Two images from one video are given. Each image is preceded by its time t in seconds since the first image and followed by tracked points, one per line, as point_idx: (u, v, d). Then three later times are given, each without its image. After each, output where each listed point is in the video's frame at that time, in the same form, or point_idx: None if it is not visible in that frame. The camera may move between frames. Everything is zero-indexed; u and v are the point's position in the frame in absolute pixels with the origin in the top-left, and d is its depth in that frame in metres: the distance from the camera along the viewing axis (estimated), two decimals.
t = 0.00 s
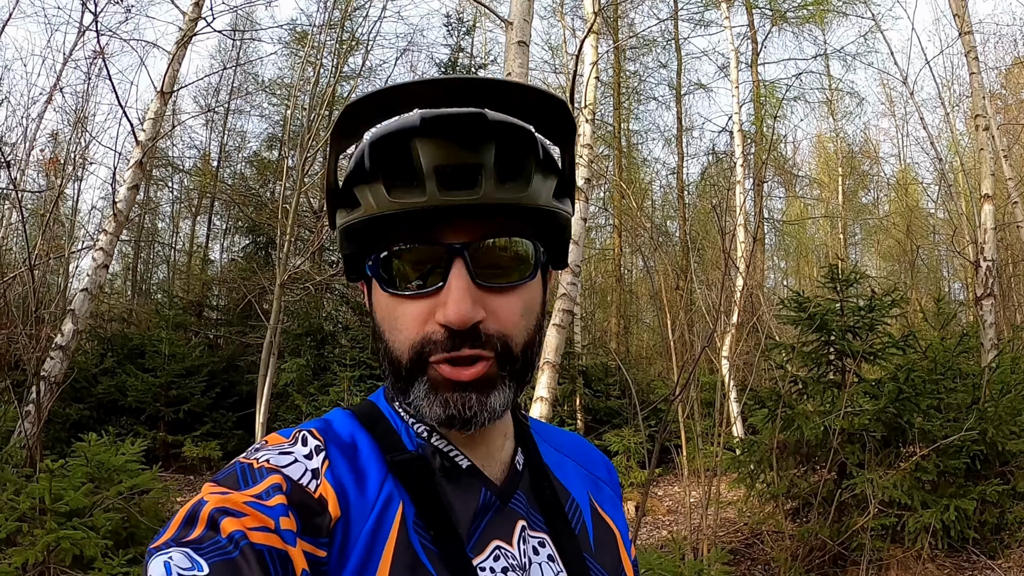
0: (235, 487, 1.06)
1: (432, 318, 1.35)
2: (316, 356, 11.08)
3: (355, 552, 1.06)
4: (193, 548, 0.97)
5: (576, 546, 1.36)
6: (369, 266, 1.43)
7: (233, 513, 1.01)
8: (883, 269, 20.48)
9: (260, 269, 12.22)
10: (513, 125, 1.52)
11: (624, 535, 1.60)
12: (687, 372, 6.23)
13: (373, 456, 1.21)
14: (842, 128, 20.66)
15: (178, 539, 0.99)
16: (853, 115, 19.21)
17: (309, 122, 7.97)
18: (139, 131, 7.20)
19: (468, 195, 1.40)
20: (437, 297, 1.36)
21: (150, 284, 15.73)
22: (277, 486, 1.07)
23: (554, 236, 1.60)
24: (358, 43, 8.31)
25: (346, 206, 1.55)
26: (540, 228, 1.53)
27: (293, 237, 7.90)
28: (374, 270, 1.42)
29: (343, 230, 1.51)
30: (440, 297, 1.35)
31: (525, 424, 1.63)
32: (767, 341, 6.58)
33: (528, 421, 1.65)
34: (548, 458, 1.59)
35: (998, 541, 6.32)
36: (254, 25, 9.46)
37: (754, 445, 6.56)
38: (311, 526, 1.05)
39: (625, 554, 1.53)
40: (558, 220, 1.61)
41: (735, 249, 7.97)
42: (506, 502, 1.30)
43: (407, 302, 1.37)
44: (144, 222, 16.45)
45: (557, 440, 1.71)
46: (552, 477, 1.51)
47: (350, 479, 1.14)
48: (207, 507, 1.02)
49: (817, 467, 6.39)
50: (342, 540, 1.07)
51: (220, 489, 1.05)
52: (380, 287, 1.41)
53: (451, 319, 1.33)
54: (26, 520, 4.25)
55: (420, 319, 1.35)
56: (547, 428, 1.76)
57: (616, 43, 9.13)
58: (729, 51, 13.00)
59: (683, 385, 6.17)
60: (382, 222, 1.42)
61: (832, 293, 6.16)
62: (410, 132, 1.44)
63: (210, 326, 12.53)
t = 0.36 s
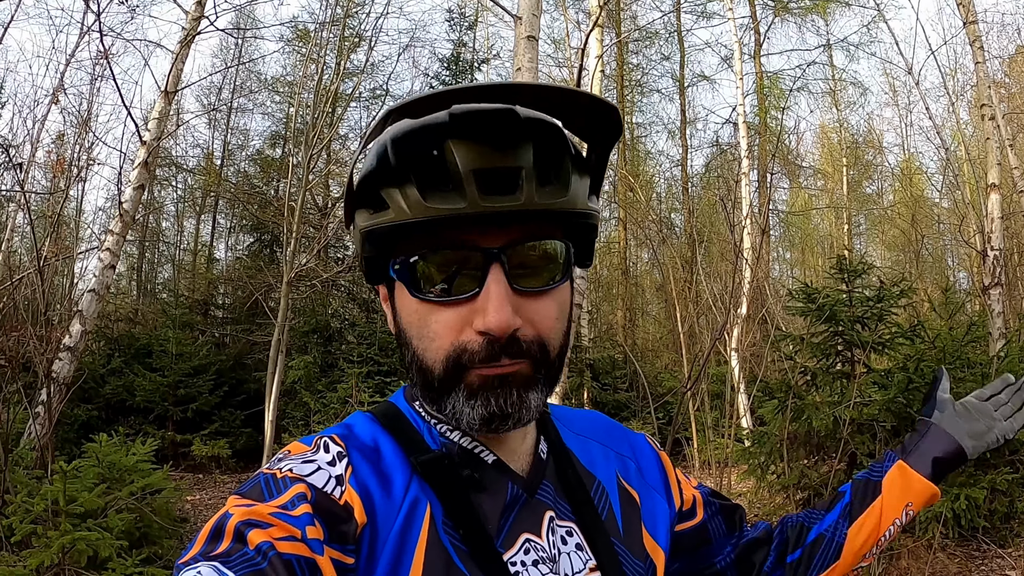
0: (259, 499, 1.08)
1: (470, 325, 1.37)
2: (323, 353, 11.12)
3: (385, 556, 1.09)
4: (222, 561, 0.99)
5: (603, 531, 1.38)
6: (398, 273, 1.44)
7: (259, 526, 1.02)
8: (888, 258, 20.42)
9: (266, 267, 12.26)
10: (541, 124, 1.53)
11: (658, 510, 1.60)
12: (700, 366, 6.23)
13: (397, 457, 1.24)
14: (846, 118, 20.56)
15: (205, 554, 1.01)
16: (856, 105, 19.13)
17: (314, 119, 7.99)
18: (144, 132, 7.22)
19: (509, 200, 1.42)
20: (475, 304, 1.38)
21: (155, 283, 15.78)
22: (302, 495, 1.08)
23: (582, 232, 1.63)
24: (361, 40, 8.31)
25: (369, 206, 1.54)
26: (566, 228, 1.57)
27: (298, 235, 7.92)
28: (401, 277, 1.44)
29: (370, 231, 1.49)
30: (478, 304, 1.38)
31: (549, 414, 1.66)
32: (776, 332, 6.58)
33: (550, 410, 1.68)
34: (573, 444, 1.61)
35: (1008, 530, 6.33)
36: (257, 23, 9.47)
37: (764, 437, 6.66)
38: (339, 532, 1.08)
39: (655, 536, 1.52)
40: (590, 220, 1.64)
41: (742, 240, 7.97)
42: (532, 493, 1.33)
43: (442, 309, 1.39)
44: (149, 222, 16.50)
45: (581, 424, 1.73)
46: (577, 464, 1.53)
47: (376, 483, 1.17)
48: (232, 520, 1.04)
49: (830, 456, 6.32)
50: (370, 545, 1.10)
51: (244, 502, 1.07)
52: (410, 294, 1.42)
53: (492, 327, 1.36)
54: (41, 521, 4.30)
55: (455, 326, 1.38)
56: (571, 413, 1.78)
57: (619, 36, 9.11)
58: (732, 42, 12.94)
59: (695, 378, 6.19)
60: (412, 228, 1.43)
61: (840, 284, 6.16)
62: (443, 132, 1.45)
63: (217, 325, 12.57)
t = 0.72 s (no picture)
0: (256, 476, 1.06)
1: (641, 317, 1.41)
2: (330, 347, 11.16)
3: (384, 542, 1.08)
4: (217, 539, 0.99)
5: (598, 523, 1.40)
6: (596, 267, 1.35)
7: (255, 506, 1.01)
8: (894, 248, 20.32)
9: (271, 262, 12.30)
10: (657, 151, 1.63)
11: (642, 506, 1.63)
12: (700, 353, 6.25)
13: (401, 440, 1.20)
14: (851, 106, 20.42)
15: (200, 533, 1.01)
16: (861, 94, 19.01)
17: (317, 113, 8.01)
18: (147, 129, 7.24)
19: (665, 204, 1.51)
20: (646, 299, 1.41)
21: (162, 280, 15.87)
22: (300, 475, 1.06)
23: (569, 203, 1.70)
24: (363, 34, 8.32)
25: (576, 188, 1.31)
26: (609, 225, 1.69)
27: (303, 230, 7.94)
28: (599, 273, 1.35)
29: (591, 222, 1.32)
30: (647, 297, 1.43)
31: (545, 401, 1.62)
32: (779, 321, 6.57)
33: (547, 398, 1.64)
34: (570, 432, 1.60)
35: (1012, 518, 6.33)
36: (259, 18, 9.49)
37: (768, 425, 6.59)
38: (336, 515, 1.05)
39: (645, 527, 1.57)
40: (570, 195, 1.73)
41: (745, 230, 7.95)
42: (532, 482, 1.34)
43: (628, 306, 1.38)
44: (155, 219, 16.56)
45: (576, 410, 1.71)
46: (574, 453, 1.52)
47: (378, 466, 1.14)
48: (227, 501, 1.02)
49: (831, 446, 6.40)
50: (369, 530, 1.09)
51: (241, 481, 1.05)
52: (605, 289, 1.35)
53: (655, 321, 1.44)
54: (48, 515, 4.30)
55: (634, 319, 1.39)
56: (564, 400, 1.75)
57: (621, 26, 9.08)
58: (735, 32, 12.88)
59: (697, 365, 6.20)
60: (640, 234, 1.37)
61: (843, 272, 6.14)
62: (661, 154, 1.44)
63: (223, 320, 12.64)
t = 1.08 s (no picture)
0: (228, 493, 1.05)
1: (610, 318, 1.49)
2: (334, 342, 11.20)
3: (359, 561, 1.07)
4: (188, 556, 0.98)
5: (569, 541, 1.40)
6: (578, 271, 1.41)
7: (227, 523, 1.00)
8: (900, 237, 20.17)
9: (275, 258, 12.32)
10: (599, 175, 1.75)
11: (611, 522, 1.63)
12: (702, 347, 6.23)
13: (375, 457, 1.19)
14: (856, 95, 20.26)
15: (171, 550, 1.00)
16: (866, 83, 18.86)
17: (316, 109, 7.99)
18: (148, 127, 7.23)
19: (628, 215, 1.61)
20: (614, 302, 1.51)
21: (167, 277, 15.94)
22: (274, 492, 1.05)
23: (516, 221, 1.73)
24: (362, 29, 8.28)
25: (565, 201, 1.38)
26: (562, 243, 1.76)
27: (305, 226, 7.94)
28: (581, 276, 1.41)
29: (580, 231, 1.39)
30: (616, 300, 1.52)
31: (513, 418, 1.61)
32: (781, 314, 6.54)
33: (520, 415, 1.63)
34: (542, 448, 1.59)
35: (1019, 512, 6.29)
36: (259, 14, 9.48)
37: (770, 420, 6.55)
38: (308, 533, 1.04)
39: (612, 542, 1.58)
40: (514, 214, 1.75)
41: (748, 222, 7.90)
42: (504, 499, 1.33)
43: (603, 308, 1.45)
44: (159, 216, 16.62)
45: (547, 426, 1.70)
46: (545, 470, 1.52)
47: (354, 484, 1.13)
48: (197, 517, 1.01)
49: (835, 441, 6.34)
50: (343, 549, 1.07)
51: (212, 497, 1.04)
52: (585, 293, 1.42)
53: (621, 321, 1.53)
54: (49, 517, 4.31)
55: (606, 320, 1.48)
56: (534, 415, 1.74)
57: (622, 18, 9.03)
58: (739, 22, 12.77)
59: (698, 360, 6.18)
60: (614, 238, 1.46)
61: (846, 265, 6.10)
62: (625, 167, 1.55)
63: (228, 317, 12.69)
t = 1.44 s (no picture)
0: (223, 496, 1.05)
1: (603, 304, 1.49)
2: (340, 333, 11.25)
3: (354, 558, 1.07)
4: (184, 560, 0.97)
5: (568, 532, 1.40)
6: (567, 258, 1.41)
7: (223, 525, 1.00)
8: (908, 228, 20.06)
9: (281, 250, 12.35)
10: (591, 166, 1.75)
11: (613, 514, 1.62)
12: (710, 338, 6.21)
13: (368, 454, 1.20)
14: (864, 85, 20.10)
15: (167, 555, 0.99)
16: (874, 72, 18.71)
17: (322, 100, 7.98)
18: (154, 119, 7.23)
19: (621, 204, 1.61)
20: (606, 287, 1.50)
21: (175, 268, 16.01)
22: (268, 493, 1.05)
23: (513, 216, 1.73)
24: (368, 19, 8.26)
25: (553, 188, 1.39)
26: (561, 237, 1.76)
27: (312, 217, 7.94)
28: (570, 263, 1.41)
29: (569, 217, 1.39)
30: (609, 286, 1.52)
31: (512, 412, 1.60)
32: (789, 305, 6.51)
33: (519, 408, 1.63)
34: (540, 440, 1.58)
35: None
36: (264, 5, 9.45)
37: (779, 411, 6.55)
38: (303, 533, 1.04)
39: (615, 534, 1.57)
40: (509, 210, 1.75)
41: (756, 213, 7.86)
42: (500, 494, 1.33)
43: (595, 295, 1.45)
44: (166, 208, 16.68)
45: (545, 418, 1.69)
46: (543, 462, 1.51)
47: (347, 480, 1.13)
48: (192, 521, 1.00)
49: (842, 432, 6.35)
50: (338, 547, 1.07)
51: (207, 500, 1.03)
52: (576, 280, 1.41)
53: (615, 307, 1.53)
54: (57, 510, 4.33)
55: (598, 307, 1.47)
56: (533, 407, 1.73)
57: (628, 7, 8.97)
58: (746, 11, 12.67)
59: (705, 351, 6.17)
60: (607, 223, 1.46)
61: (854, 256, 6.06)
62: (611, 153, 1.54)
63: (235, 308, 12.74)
